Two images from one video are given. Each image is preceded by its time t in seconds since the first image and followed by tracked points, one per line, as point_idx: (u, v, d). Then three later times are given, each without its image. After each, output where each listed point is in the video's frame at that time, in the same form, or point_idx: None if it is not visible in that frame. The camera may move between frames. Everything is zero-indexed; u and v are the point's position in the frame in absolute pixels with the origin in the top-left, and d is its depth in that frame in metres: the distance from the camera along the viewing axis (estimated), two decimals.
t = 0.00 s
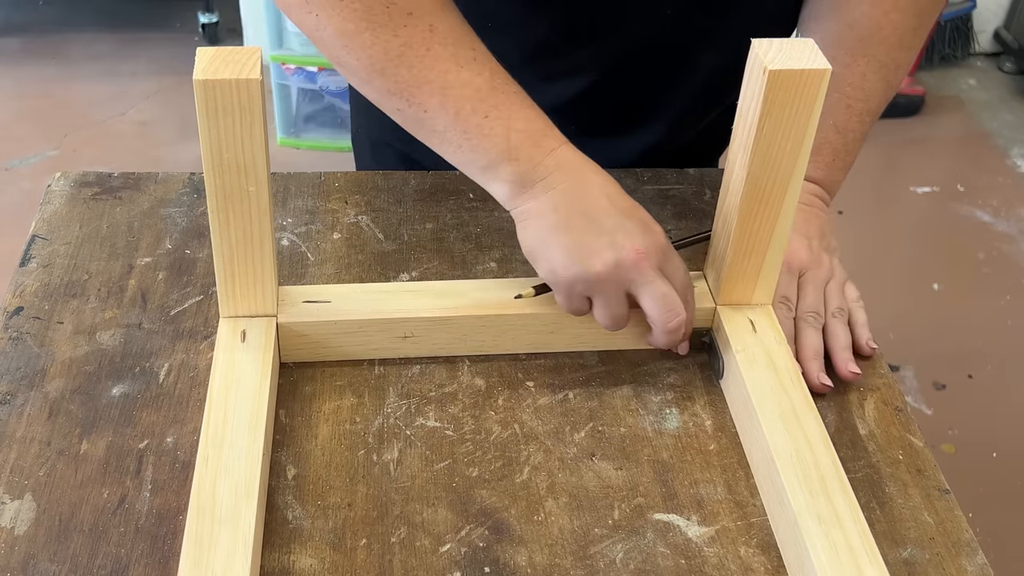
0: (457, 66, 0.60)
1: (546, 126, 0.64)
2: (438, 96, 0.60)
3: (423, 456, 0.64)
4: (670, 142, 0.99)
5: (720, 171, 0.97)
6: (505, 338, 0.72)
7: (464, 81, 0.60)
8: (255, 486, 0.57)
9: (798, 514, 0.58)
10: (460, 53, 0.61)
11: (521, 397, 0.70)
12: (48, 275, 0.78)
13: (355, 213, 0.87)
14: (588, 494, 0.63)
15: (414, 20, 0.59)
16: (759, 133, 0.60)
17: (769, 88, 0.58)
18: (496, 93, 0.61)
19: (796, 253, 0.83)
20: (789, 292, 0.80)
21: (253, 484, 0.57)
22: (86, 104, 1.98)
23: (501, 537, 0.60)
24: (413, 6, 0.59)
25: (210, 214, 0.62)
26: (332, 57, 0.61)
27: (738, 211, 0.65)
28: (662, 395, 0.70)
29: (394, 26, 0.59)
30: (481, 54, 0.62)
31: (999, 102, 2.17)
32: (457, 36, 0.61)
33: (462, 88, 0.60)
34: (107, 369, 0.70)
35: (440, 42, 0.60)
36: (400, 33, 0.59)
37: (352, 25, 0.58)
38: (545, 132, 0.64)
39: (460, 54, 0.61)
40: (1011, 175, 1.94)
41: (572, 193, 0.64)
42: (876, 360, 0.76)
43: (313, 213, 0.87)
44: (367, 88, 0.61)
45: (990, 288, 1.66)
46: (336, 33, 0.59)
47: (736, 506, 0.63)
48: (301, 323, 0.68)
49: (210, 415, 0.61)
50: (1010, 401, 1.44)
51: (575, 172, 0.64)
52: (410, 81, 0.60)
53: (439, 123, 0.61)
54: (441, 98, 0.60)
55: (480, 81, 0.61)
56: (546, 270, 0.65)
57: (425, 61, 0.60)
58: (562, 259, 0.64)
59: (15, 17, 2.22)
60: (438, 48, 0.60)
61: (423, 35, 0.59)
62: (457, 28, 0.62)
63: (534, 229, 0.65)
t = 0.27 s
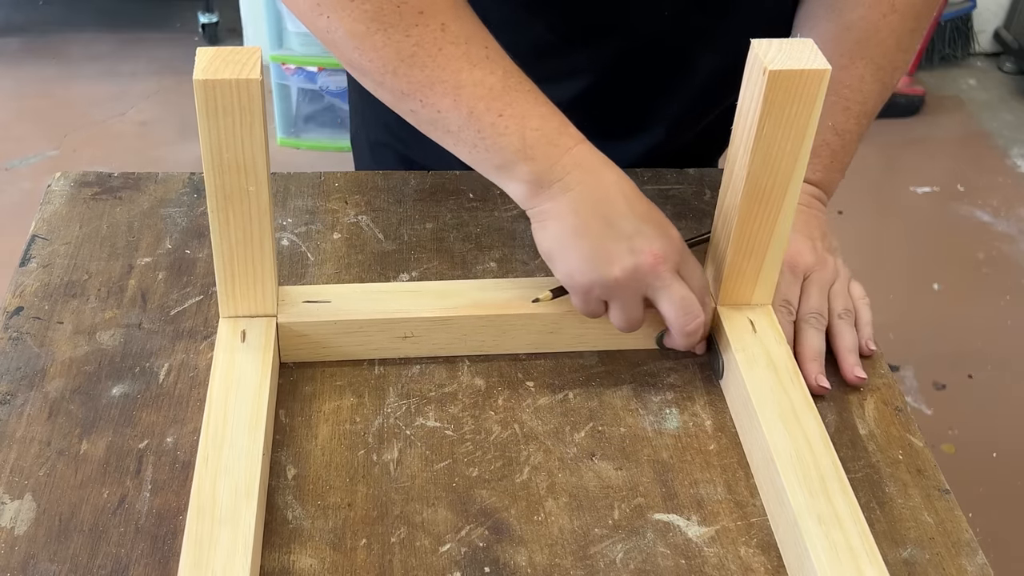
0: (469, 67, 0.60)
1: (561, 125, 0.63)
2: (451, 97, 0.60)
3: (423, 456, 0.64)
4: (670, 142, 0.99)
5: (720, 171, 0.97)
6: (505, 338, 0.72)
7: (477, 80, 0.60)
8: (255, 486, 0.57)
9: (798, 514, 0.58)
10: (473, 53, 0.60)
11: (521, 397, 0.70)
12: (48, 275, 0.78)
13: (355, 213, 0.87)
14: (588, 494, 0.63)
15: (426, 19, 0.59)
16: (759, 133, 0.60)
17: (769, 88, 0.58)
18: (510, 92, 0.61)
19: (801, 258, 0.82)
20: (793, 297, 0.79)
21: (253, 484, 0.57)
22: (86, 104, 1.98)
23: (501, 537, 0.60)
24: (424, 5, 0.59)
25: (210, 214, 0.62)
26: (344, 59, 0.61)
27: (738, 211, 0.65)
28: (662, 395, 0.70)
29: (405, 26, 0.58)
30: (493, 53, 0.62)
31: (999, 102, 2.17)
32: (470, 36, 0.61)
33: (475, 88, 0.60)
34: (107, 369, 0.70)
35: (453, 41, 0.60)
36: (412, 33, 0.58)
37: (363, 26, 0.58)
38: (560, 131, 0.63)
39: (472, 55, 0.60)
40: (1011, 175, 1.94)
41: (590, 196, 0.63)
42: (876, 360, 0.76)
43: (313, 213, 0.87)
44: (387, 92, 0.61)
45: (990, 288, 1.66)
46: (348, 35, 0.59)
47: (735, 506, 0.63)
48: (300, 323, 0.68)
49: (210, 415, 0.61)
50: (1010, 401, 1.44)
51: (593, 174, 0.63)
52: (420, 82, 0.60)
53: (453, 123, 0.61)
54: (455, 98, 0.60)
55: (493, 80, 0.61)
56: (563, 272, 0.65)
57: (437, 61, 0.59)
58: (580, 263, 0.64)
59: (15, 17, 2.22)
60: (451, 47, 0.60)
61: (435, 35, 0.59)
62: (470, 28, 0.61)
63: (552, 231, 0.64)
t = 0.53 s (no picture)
0: (475, 72, 0.60)
1: (567, 133, 0.63)
2: (457, 102, 0.60)
3: (423, 456, 0.64)
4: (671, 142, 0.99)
5: (720, 172, 0.97)
6: (505, 338, 0.72)
7: (483, 86, 0.60)
8: (255, 486, 0.57)
9: (798, 514, 0.58)
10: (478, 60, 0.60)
11: (521, 397, 0.70)
12: (48, 275, 0.78)
13: (355, 213, 0.87)
14: (588, 494, 0.63)
15: (431, 25, 0.59)
16: (760, 133, 0.60)
17: (769, 88, 0.58)
18: (516, 98, 0.61)
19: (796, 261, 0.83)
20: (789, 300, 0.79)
21: (253, 484, 0.57)
22: (86, 104, 1.98)
23: (501, 537, 0.60)
24: (430, 10, 0.59)
25: (210, 214, 0.62)
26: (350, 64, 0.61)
27: (738, 212, 0.65)
28: (662, 395, 0.70)
29: (410, 31, 0.58)
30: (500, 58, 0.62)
31: (999, 102, 2.17)
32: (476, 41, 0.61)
33: (481, 94, 0.60)
34: (107, 369, 0.70)
35: (459, 46, 0.60)
36: (418, 38, 0.58)
37: (368, 31, 0.58)
38: (567, 139, 0.63)
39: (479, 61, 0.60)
40: (1011, 175, 1.94)
41: (599, 206, 0.63)
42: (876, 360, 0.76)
43: (313, 213, 0.87)
44: (393, 99, 0.61)
45: (990, 288, 1.66)
46: (353, 39, 0.59)
47: (735, 506, 0.63)
48: (301, 323, 0.68)
49: (210, 415, 0.61)
50: (1010, 401, 1.44)
51: (602, 184, 0.63)
52: (425, 87, 0.59)
53: (460, 129, 0.60)
54: (460, 103, 0.60)
55: (499, 86, 0.60)
56: (573, 285, 0.66)
57: (442, 66, 0.59)
58: (590, 276, 0.64)
59: (15, 17, 2.22)
60: (456, 52, 0.59)
61: (440, 40, 0.59)
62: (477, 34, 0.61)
63: (561, 243, 0.64)
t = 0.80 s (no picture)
0: (473, 71, 0.60)
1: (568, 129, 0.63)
2: (455, 99, 0.60)
3: (423, 456, 0.64)
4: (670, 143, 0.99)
5: (720, 172, 0.97)
6: (506, 338, 0.72)
7: (480, 82, 0.60)
8: (255, 486, 0.57)
9: (798, 515, 0.57)
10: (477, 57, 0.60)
11: (521, 397, 0.70)
12: (48, 275, 0.78)
13: (355, 213, 0.87)
14: (588, 494, 0.63)
15: (429, 22, 0.59)
16: (759, 133, 0.60)
17: (769, 88, 0.58)
18: (515, 94, 0.61)
19: (797, 263, 0.83)
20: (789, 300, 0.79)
21: (253, 484, 0.57)
22: (86, 104, 1.98)
23: (501, 537, 0.60)
24: (429, 8, 0.59)
25: (210, 214, 0.62)
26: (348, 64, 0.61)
27: (738, 212, 0.65)
28: (662, 395, 0.70)
29: (409, 28, 0.58)
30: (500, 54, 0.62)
31: (999, 102, 2.17)
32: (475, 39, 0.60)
33: (477, 92, 0.60)
34: (107, 369, 0.70)
35: (457, 43, 0.60)
36: (416, 35, 0.58)
37: (366, 29, 0.58)
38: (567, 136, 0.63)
39: (477, 60, 0.60)
40: (1011, 175, 1.94)
41: (597, 204, 0.63)
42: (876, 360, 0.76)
43: (313, 213, 0.87)
44: (392, 98, 0.61)
45: (990, 288, 1.66)
46: (353, 37, 0.59)
47: (735, 506, 0.63)
48: (300, 323, 0.68)
49: (210, 415, 0.61)
50: (1009, 401, 1.44)
51: (597, 180, 0.63)
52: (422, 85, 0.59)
53: (458, 126, 0.60)
54: (458, 100, 0.59)
55: (497, 83, 0.60)
56: (570, 282, 0.66)
57: (441, 63, 0.59)
58: (586, 274, 0.64)
59: (15, 17, 2.22)
60: (455, 49, 0.59)
61: (438, 37, 0.59)
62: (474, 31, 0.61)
63: (559, 240, 0.65)
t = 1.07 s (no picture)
0: None
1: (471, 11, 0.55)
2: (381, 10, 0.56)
3: (423, 456, 0.64)
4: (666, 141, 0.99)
5: (720, 171, 0.97)
6: (506, 338, 0.72)
7: None
8: (255, 486, 0.57)
9: (798, 515, 0.57)
10: None
11: (521, 397, 0.70)
12: (48, 275, 0.78)
13: (355, 213, 0.87)
14: (588, 494, 0.63)
15: None
16: (759, 133, 0.60)
17: (769, 88, 0.58)
18: None
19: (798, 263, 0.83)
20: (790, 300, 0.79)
21: (253, 484, 0.57)
22: (86, 104, 1.98)
23: (501, 537, 0.60)
24: None
25: (210, 214, 0.62)
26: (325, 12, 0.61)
27: (738, 212, 0.65)
28: (662, 395, 0.70)
29: None
30: None
31: (999, 102, 2.17)
32: None
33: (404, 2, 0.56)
34: (107, 369, 0.70)
35: None
36: None
37: None
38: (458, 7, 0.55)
39: None
40: (1011, 175, 1.94)
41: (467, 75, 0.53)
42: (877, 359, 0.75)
43: (313, 213, 0.87)
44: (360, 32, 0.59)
45: (990, 288, 1.66)
46: None
47: (736, 506, 0.63)
48: (301, 323, 0.68)
49: (210, 415, 0.61)
50: (1009, 401, 1.44)
51: (545, 90, 0.53)
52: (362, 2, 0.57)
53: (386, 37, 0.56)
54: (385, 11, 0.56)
55: None
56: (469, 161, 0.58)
57: None
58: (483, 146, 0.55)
59: (14, 17, 2.22)
60: None
61: None
62: None
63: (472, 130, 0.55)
